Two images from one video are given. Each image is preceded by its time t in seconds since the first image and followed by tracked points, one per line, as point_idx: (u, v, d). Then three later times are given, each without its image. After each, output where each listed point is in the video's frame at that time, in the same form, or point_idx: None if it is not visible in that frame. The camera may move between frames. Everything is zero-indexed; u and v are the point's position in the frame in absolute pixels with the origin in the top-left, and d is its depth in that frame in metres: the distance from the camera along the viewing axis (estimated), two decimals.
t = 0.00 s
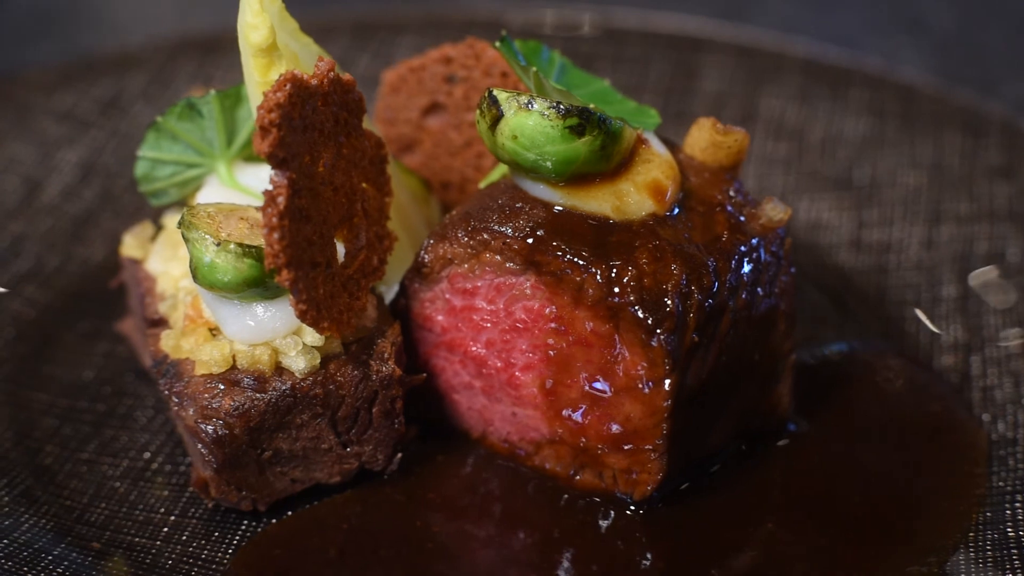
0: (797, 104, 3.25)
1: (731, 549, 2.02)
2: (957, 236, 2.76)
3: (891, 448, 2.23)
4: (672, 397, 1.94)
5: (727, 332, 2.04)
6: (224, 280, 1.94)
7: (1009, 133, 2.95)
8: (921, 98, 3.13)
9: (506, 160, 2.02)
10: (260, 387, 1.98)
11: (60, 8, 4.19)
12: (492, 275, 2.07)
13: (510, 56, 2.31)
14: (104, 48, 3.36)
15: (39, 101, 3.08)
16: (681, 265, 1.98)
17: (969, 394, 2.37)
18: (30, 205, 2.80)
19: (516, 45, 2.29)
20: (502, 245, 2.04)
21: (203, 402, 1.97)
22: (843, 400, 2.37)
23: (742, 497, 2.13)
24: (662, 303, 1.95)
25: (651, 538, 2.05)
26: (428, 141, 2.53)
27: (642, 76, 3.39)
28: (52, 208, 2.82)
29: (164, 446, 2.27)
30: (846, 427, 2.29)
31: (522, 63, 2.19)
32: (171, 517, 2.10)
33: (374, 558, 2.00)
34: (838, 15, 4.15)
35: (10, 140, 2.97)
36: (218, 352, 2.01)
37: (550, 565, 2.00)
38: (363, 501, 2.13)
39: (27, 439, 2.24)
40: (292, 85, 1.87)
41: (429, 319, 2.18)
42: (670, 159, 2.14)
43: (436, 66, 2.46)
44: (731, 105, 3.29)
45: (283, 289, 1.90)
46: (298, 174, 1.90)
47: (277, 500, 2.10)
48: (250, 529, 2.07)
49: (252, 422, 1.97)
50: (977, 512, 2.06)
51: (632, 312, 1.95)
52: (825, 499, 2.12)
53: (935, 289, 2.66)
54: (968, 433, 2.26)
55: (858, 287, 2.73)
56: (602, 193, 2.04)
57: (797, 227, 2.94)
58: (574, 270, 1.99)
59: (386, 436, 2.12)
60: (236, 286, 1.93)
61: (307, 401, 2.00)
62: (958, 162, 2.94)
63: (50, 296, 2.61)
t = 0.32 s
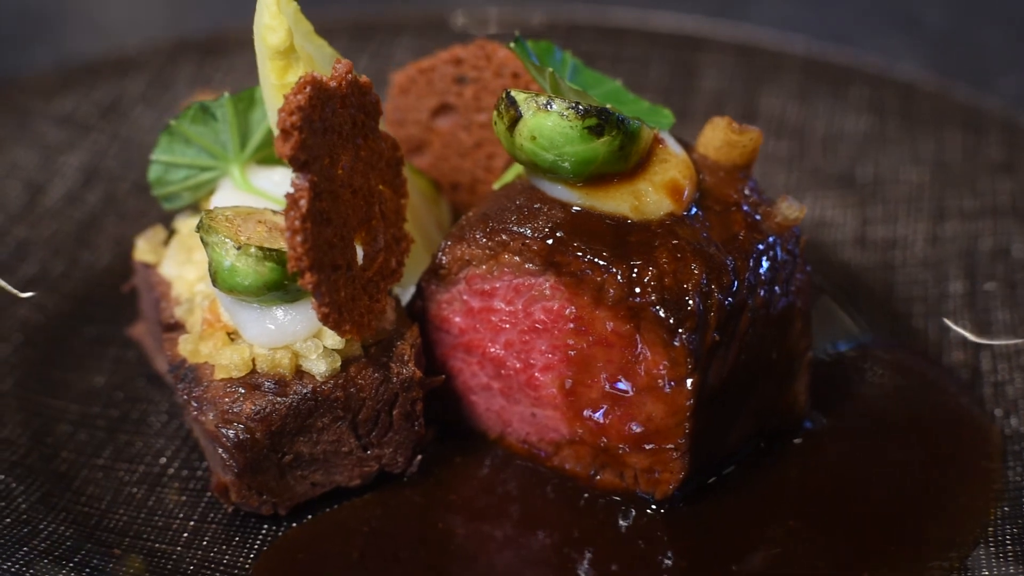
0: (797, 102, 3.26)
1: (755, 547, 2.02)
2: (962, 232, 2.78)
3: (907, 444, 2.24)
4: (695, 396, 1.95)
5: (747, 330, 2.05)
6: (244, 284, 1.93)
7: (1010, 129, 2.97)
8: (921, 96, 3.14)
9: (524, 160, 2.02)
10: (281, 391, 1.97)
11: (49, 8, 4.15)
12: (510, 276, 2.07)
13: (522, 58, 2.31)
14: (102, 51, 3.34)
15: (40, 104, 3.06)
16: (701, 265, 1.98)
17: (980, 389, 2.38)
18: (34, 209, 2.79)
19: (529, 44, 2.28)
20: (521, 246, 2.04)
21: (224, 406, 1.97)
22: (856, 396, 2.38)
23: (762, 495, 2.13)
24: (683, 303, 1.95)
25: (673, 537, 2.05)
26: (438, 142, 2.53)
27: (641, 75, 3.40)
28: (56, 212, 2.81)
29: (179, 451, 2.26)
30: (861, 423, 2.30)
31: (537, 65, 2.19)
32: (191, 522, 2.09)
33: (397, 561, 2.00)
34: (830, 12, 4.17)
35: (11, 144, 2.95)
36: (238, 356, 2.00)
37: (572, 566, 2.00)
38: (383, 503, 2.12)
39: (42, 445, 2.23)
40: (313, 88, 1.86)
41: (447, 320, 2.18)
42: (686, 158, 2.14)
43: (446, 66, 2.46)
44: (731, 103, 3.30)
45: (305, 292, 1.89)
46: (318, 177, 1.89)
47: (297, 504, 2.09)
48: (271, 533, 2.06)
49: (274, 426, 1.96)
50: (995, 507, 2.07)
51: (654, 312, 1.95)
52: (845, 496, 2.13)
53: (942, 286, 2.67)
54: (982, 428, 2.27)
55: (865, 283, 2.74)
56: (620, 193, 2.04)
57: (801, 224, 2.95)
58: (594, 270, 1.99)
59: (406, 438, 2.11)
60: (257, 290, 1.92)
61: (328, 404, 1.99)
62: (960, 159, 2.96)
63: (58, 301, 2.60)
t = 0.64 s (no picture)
0: (796, 100, 3.27)
1: (775, 544, 2.03)
2: (965, 228, 2.79)
3: (921, 440, 2.26)
4: (716, 394, 1.95)
5: (765, 329, 2.06)
6: (264, 287, 1.92)
7: (1010, 126, 2.98)
8: (920, 93, 3.16)
9: (542, 161, 2.02)
10: (302, 395, 1.96)
11: (43, 11, 4.13)
12: (528, 277, 2.07)
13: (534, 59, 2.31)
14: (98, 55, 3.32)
15: (39, 109, 3.04)
16: (720, 264, 1.99)
17: (990, 385, 2.39)
18: (37, 214, 2.77)
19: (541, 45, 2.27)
20: (539, 246, 2.04)
21: (244, 411, 1.96)
22: (868, 393, 2.39)
23: (780, 493, 2.14)
24: (703, 302, 1.96)
25: (693, 536, 2.06)
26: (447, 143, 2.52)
27: (640, 74, 3.40)
28: (59, 217, 2.79)
29: (194, 456, 2.25)
30: (876, 420, 2.31)
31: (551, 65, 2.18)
32: (210, 528, 2.08)
33: (420, 563, 1.99)
34: (821, 8, 4.18)
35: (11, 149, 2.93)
36: (257, 360, 1.99)
37: (594, 566, 2.00)
38: (402, 506, 2.12)
39: (56, 453, 2.21)
40: (332, 90, 1.86)
41: (463, 322, 2.18)
42: (701, 158, 2.14)
43: (456, 68, 2.46)
44: (731, 102, 3.31)
45: (327, 295, 1.88)
46: (339, 179, 1.89)
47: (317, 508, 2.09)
48: (291, 537, 2.06)
49: (294, 429, 1.95)
50: (1012, 502, 2.08)
51: (674, 311, 1.95)
52: (862, 492, 2.14)
53: (947, 282, 2.68)
54: (994, 424, 2.29)
55: (871, 280, 2.76)
56: (637, 194, 2.04)
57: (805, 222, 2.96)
58: (614, 271, 1.99)
59: (426, 441, 2.11)
60: (278, 293, 1.92)
61: (349, 408, 1.99)
62: (960, 156, 2.98)
63: (64, 307, 2.58)
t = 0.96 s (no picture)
0: (796, 97, 3.28)
1: (802, 541, 2.03)
2: (970, 223, 2.81)
3: (939, 435, 2.27)
4: (742, 392, 1.96)
5: (788, 326, 2.07)
6: (289, 291, 1.92)
7: (1010, 121, 3.00)
8: (919, 89, 3.17)
9: (565, 162, 2.02)
10: (328, 398, 1.96)
11: (32, 14, 4.10)
12: (551, 277, 2.07)
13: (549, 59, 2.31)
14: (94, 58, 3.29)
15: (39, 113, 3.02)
16: (743, 262, 2.00)
17: (1004, 379, 2.41)
18: (41, 220, 2.75)
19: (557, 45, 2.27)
20: (562, 247, 2.04)
21: (269, 415, 1.95)
22: (884, 389, 2.41)
23: (803, 490, 2.15)
24: (728, 300, 1.96)
25: (719, 533, 2.06)
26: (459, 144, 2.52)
27: (639, 73, 3.40)
28: (64, 223, 2.77)
29: (214, 461, 2.23)
30: (892, 416, 2.33)
31: (569, 63, 2.18)
32: (234, 533, 2.07)
33: (448, 565, 1.99)
34: (812, 4, 4.20)
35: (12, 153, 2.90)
36: (282, 364, 1.98)
37: (620, 565, 2.00)
38: (427, 508, 2.12)
39: (74, 460, 2.20)
40: (357, 92, 1.85)
41: (485, 323, 2.18)
42: (720, 156, 2.15)
43: (468, 69, 2.46)
44: (731, 101, 3.32)
45: (354, 298, 1.88)
46: (365, 181, 1.88)
47: (342, 511, 2.08)
48: (317, 541, 2.05)
49: (321, 433, 1.95)
50: None
51: (700, 310, 1.96)
52: (884, 488, 2.15)
53: (955, 278, 2.70)
54: (1010, 418, 2.30)
55: (877, 276, 2.79)
56: (659, 194, 2.04)
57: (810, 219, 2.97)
58: (638, 270, 2.00)
59: (450, 443, 2.11)
60: (304, 297, 1.91)
61: (374, 410, 1.98)
62: (962, 151, 3.00)
63: (73, 314, 2.57)
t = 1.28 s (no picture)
0: (796, 94, 3.29)
1: (827, 538, 2.04)
2: (975, 219, 2.83)
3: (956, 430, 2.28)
4: (766, 390, 1.97)
5: (809, 324, 2.08)
6: (315, 294, 1.91)
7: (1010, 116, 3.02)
8: (919, 86, 3.19)
9: (586, 161, 2.02)
10: (353, 402, 1.95)
11: (23, 17, 4.07)
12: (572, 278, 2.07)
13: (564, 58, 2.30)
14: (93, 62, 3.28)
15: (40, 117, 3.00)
16: (765, 261, 2.00)
17: (1016, 374, 2.42)
18: (47, 225, 2.73)
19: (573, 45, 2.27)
20: (584, 247, 2.04)
21: (295, 419, 1.94)
22: (898, 385, 2.42)
23: (824, 487, 2.15)
24: (752, 299, 1.97)
25: (744, 530, 2.07)
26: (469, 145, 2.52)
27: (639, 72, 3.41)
28: (70, 228, 2.75)
29: (234, 466, 2.22)
30: (909, 412, 2.34)
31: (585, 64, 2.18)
32: (257, 538, 2.06)
33: (475, 567, 1.99)
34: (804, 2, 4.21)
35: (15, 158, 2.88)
36: (306, 368, 1.97)
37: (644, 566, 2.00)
38: (450, 510, 2.11)
39: (93, 467, 2.19)
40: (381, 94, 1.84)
41: (505, 325, 2.18)
42: (738, 155, 2.15)
43: (480, 69, 2.46)
44: (731, 99, 3.33)
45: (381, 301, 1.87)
46: (389, 184, 1.87)
47: (366, 514, 2.07)
48: (341, 545, 2.04)
49: (346, 437, 1.94)
50: None
51: (724, 309, 1.96)
52: (905, 483, 2.15)
53: (962, 274, 2.72)
54: None
55: (884, 272, 2.80)
56: (680, 193, 2.05)
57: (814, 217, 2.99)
58: (661, 270, 2.00)
59: (473, 444, 2.11)
60: (329, 300, 1.90)
61: (399, 413, 1.98)
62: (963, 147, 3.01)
63: (83, 319, 2.55)
